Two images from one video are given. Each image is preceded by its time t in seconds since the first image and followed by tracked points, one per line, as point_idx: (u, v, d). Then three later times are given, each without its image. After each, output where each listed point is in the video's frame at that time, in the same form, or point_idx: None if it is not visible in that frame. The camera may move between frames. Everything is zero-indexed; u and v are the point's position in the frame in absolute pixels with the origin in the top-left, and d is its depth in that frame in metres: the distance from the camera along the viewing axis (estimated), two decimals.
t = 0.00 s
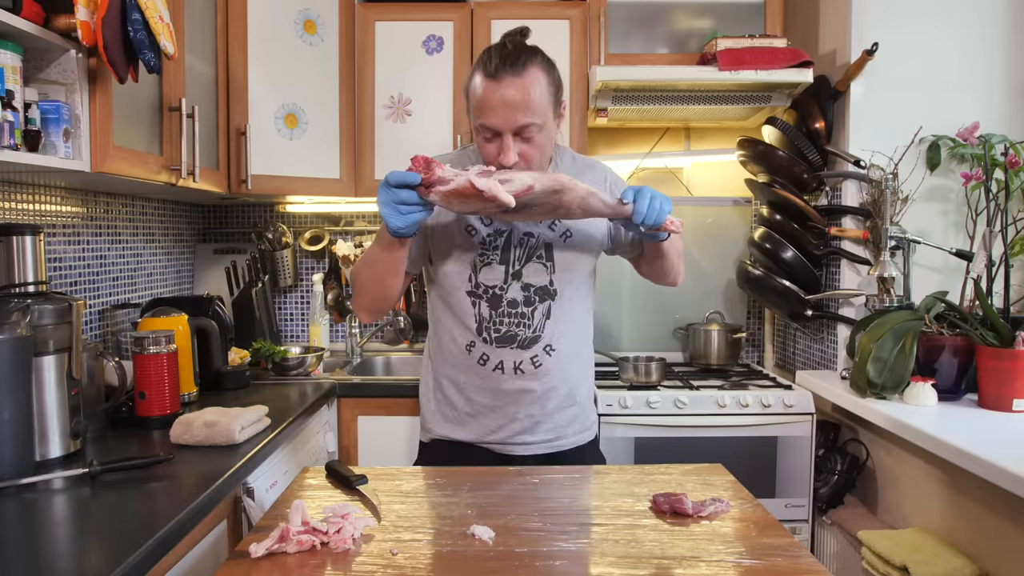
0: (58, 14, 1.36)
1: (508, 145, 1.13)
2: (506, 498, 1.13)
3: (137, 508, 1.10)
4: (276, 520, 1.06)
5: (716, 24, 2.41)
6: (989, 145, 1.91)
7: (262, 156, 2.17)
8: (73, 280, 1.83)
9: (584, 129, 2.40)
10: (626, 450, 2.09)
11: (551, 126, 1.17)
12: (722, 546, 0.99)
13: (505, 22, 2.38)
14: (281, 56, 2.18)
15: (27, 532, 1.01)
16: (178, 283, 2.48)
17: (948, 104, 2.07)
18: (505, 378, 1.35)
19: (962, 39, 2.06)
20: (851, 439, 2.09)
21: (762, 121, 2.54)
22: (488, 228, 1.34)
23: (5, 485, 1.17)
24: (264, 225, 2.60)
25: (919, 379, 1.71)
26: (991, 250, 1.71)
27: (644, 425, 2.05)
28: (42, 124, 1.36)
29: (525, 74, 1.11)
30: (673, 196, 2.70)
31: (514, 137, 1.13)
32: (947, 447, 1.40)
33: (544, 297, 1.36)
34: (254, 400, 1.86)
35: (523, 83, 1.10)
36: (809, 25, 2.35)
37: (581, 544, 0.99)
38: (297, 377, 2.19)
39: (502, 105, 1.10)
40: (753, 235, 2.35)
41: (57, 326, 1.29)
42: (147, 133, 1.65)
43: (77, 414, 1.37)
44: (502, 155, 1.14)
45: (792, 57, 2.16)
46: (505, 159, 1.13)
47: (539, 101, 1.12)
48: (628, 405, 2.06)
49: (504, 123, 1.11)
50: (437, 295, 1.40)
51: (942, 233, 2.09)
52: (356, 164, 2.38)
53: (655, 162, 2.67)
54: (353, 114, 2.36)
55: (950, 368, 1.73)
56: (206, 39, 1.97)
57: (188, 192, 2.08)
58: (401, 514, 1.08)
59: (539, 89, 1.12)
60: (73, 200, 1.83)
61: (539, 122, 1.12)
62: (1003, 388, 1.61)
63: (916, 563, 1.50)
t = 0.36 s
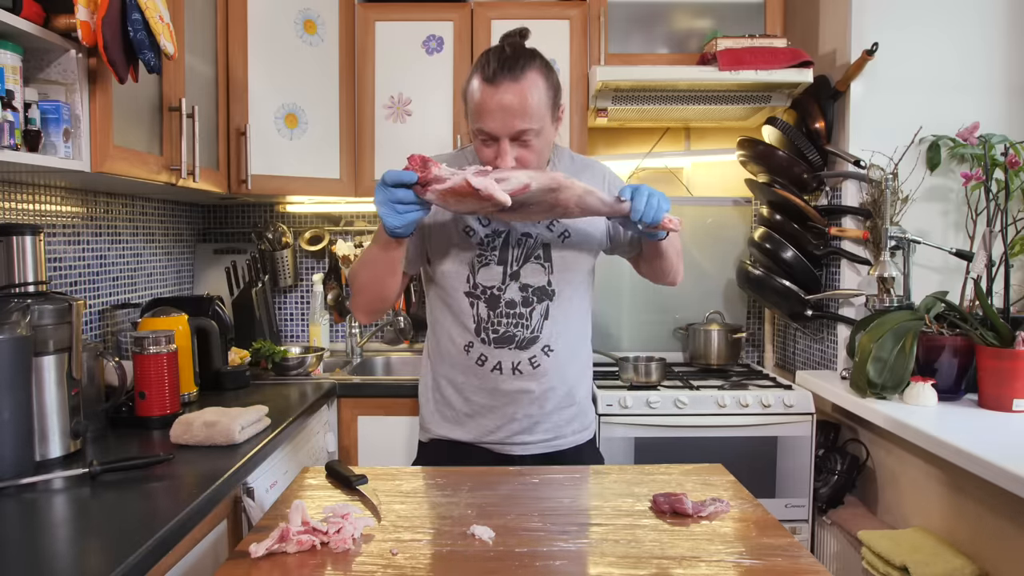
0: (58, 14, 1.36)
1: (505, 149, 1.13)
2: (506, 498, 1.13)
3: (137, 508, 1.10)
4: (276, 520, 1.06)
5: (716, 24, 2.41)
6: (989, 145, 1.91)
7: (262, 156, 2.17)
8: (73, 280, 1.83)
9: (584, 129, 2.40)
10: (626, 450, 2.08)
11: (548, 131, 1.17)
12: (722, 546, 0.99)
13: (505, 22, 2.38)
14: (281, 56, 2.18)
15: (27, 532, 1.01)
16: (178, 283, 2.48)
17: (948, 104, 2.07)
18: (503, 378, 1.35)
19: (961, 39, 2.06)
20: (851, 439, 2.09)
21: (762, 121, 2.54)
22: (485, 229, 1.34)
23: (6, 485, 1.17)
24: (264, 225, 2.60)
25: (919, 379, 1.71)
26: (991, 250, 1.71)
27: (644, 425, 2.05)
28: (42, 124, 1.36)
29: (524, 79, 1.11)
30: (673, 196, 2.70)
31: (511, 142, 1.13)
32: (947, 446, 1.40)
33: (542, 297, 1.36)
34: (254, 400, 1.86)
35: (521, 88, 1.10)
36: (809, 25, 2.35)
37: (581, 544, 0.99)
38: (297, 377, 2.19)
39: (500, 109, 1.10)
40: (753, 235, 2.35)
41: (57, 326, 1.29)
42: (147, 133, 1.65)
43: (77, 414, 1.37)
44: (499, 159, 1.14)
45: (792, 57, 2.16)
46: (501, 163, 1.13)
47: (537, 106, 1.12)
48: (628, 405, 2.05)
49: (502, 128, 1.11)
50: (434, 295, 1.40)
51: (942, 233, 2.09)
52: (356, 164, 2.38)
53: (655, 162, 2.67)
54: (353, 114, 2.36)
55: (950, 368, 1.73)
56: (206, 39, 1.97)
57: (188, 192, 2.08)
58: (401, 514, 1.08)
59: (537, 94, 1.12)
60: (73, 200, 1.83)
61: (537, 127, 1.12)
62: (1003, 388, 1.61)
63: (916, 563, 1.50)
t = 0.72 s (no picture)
0: (58, 14, 1.36)
1: (515, 117, 1.16)
2: (506, 498, 1.13)
3: (137, 508, 1.10)
4: (276, 520, 1.06)
5: (716, 24, 2.41)
6: (989, 145, 1.91)
7: (262, 156, 2.17)
8: (73, 280, 1.83)
9: (584, 129, 2.40)
10: (626, 450, 2.08)
11: (553, 104, 1.21)
12: (722, 546, 0.99)
13: (505, 22, 2.38)
14: (282, 56, 2.18)
15: (27, 532, 1.01)
16: (178, 283, 2.48)
17: (948, 104, 2.07)
18: (500, 379, 1.35)
19: (961, 39, 2.06)
20: (851, 439, 2.09)
21: (762, 121, 2.54)
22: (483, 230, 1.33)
23: (6, 485, 1.17)
24: (263, 225, 2.60)
25: (919, 379, 1.71)
26: (991, 250, 1.71)
27: (643, 425, 2.05)
28: (42, 124, 1.36)
29: (529, 51, 1.16)
30: (673, 196, 2.70)
31: (520, 111, 1.16)
32: (946, 446, 1.40)
33: (539, 299, 1.36)
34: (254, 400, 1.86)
35: (527, 59, 1.15)
36: (808, 25, 2.35)
37: (581, 544, 0.99)
38: (296, 377, 2.19)
39: (509, 78, 1.14)
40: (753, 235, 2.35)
41: (57, 326, 1.29)
42: (147, 133, 1.65)
43: (77, 414, 1.37)
44: (509, 128, 1.17)
45: (792, 57, 2.16)
46: (512, 131, 1.16)
47: (542, 76, 1.17)
48: (628, 405, 2.05)
49: (511, 95, 1.15)
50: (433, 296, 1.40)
51: (942, 233, 2.09)
52: (356, 164, 2.38)
53: (655, 162, 2.67)
54: (353, 114, 2.36)
55: (950, 369, 1.73)
56: (206, 39, 1.97)
57: (188, 192, 2.08)
58: (401, 514, 1.08)
59: (542, 65, 1.17)
60: (73, 200, 1.83)
61: (544, 95, 1.17)
62: (1003, 388, 1.61)
63: (916, 563, 1.50)
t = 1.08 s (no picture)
0: (59, 14, 1.36)
1: (514, 104, 1.20)
2: (506, 498, 1.13)
3: (137, 508, 1.10)
4: (276, 520, 1.06)
5: (716, 24, 2.41)
6: (989, 145, 1.91)
7: (262, 156, 2.17)
8: (73, 280, 1.83)
9: (584, 129, 2.40)
10: (626, 450, 2.08)
11: (552, 97, 1.25)
12: (722, 546, 0.99)
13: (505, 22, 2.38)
14: (282, 56, 2.19)
15: (27, 532, 1.01)
16: (178, 283, 2.48)
17: (948, 104, 2.07)
18: (499, 381, 1.35)
19: (961, 40, 2.06)
20: (851, 439, 2.09)
21: (762, 121, 2.54)
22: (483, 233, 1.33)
23: (5, 485, 1.17)
24: (263, 224, 2.60)
25: (919, 379, 1.71)
26: (991, 250, 1.71)
27: (644, 425, 2.05)
28: (42, 124, 1.36)
29: (529, 44, 1.21)
30: (673, 196, 2.70)
31: (519, 99, 1.20)
32: (946, 446, 1.40)
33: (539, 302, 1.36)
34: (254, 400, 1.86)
35: (527, 50, 1.20)
36: (808, 25, 2.35)
37: (580, 544, 0.99)
38: (296, 377, 2.19)
39: (509, 67, 1.19)
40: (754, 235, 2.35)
41: (57, 327, 1.29)
42: (147, 133, 1.65)
43: (77, 414, 1.37)
44: (507, 114, 1.20)
45: (792, 57, 2.16)
46: (511, 118, 1.19)
47: (541, 67, 1.21)
48: (628, 405, 2.05)
49: (510, 82, 1.19)
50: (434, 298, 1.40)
51: (943, 233, 2.09)
52: (356, 164, 2.38)
53: (655, 162, 2.67)
54: (353, 115, 2.36)
55: (950, 369, 1.73)
56: (206, 39, 1.97)
57: (188, 192, 2.08)
58: (401, 514, 1.08)
59: (542, 56, 1.22)
60: (73, 200, 1.83)
61: (543, 84, 1.21)
62: (1003, 388, 1.61)
63: (915, 563, 1.49)
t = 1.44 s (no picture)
0: (59, 14, 1.36)
1: (512, 93, 1.20)
2: (506, 498, 1.13)
3: (137, 508, 1.10)
4: (276, 520, 1.06)
5: (716, 24, 2.42)
6: (989, 145, 1.91)
7: (262, 156, 2.17)
8: (73, 280, 1.83)
9: (584, 129, 2.40)
10: (626, 450, 2.08)
11: (551, 91, 1.26)
12: (722, 546, 0.99)
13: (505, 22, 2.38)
14: (282, 56, 2.19)
15: (27, 532, 1.01)
16: (178, 282, 2.48)
17: (948, 104, 2.07)
18: (499, 382, 1.35)
19: (961, 40, 2.06)
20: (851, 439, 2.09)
21: (762, 121, 2.54)
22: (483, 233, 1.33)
23: (5, 485, 1.17)
24: (263, 224, 2.60)
25: (919, 379, 1.72)
26: (991, 250, 1.71)
27: (644, 425, 2.05)
28: (42, 124, 1.36)
29: (527, 37, 1.23)
30: (673, 196, 2.70)
31: (518, 89, 1.21)
32: (946, 446, 1.40)
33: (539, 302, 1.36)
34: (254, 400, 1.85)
35: (525, 42, 1.22)
36: (808, 25, 2.35)
37: (580, 544, 0.99)
38: (296, 377, 2.19)
39: (507, 58, 1.20)
40: (754, 235, 2.35)
41: (57, 326, 1.29)
42: (147, 133, 1.65)
43: (77, 414, 1.37)
44: (506, 104, 1.20)
45: (792, 57, 2.16)
46: (510, 106, 1.19)
47: (540, 59, 1.23)
48: (628, 405, 2.05)
49: (509, 73, 1.20)
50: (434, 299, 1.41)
51: (942, 233, 2.09)
52: (356, 164, 2.38)
53: (655, 162, 2.67)
54: (353, 115, 2.36)
55: (950, 368, 1.73)
56: (206, 39, 1.97)
57: (188, 192, 2.07)
58: (401, 514, 1.08)
59: (541, 50, 1.24)
60: (73, 200, 1.83)
61: (541, 76, 1.22)
62: (1003, 388, 1.61)
63: (916, 563, 1.50)
